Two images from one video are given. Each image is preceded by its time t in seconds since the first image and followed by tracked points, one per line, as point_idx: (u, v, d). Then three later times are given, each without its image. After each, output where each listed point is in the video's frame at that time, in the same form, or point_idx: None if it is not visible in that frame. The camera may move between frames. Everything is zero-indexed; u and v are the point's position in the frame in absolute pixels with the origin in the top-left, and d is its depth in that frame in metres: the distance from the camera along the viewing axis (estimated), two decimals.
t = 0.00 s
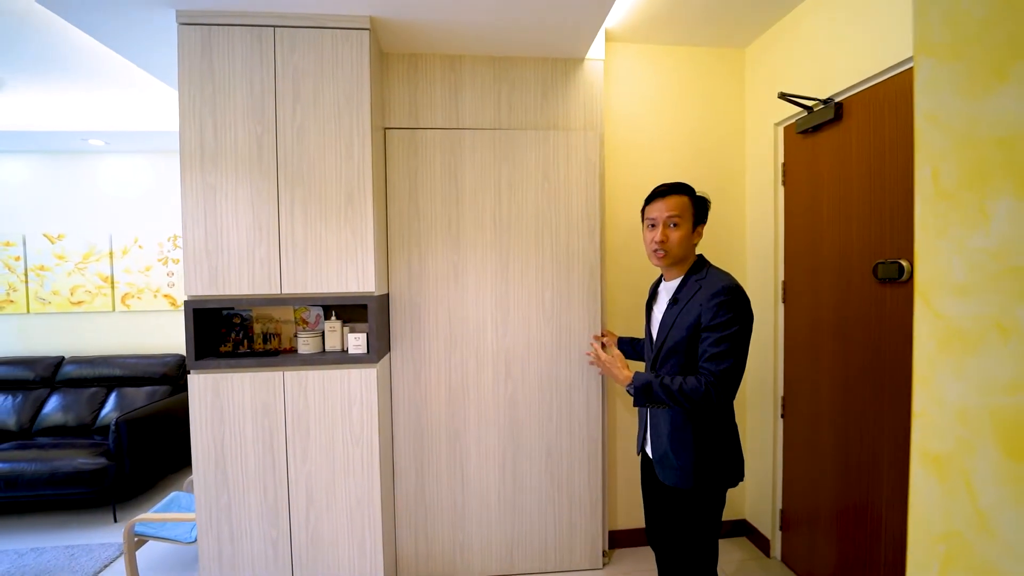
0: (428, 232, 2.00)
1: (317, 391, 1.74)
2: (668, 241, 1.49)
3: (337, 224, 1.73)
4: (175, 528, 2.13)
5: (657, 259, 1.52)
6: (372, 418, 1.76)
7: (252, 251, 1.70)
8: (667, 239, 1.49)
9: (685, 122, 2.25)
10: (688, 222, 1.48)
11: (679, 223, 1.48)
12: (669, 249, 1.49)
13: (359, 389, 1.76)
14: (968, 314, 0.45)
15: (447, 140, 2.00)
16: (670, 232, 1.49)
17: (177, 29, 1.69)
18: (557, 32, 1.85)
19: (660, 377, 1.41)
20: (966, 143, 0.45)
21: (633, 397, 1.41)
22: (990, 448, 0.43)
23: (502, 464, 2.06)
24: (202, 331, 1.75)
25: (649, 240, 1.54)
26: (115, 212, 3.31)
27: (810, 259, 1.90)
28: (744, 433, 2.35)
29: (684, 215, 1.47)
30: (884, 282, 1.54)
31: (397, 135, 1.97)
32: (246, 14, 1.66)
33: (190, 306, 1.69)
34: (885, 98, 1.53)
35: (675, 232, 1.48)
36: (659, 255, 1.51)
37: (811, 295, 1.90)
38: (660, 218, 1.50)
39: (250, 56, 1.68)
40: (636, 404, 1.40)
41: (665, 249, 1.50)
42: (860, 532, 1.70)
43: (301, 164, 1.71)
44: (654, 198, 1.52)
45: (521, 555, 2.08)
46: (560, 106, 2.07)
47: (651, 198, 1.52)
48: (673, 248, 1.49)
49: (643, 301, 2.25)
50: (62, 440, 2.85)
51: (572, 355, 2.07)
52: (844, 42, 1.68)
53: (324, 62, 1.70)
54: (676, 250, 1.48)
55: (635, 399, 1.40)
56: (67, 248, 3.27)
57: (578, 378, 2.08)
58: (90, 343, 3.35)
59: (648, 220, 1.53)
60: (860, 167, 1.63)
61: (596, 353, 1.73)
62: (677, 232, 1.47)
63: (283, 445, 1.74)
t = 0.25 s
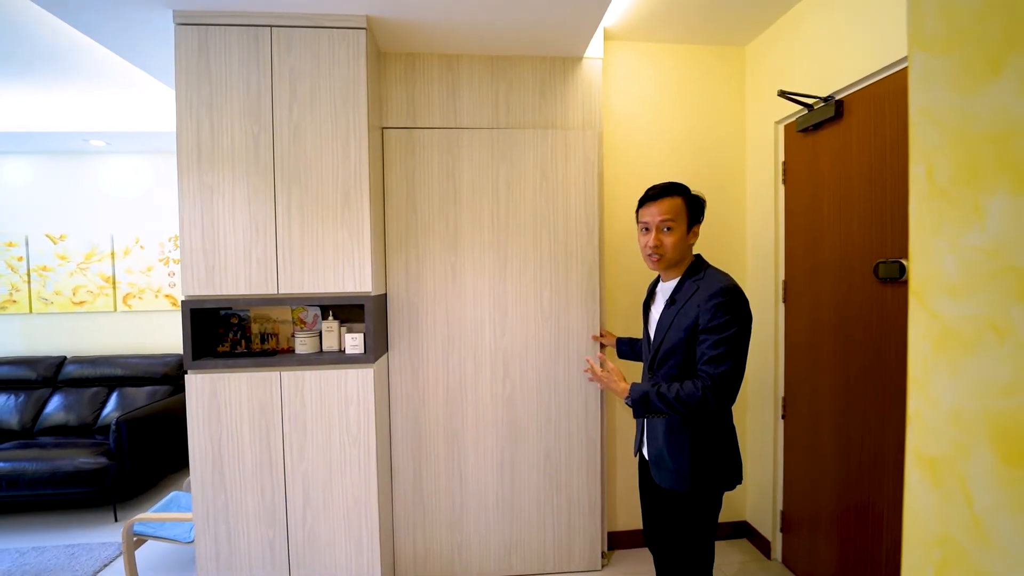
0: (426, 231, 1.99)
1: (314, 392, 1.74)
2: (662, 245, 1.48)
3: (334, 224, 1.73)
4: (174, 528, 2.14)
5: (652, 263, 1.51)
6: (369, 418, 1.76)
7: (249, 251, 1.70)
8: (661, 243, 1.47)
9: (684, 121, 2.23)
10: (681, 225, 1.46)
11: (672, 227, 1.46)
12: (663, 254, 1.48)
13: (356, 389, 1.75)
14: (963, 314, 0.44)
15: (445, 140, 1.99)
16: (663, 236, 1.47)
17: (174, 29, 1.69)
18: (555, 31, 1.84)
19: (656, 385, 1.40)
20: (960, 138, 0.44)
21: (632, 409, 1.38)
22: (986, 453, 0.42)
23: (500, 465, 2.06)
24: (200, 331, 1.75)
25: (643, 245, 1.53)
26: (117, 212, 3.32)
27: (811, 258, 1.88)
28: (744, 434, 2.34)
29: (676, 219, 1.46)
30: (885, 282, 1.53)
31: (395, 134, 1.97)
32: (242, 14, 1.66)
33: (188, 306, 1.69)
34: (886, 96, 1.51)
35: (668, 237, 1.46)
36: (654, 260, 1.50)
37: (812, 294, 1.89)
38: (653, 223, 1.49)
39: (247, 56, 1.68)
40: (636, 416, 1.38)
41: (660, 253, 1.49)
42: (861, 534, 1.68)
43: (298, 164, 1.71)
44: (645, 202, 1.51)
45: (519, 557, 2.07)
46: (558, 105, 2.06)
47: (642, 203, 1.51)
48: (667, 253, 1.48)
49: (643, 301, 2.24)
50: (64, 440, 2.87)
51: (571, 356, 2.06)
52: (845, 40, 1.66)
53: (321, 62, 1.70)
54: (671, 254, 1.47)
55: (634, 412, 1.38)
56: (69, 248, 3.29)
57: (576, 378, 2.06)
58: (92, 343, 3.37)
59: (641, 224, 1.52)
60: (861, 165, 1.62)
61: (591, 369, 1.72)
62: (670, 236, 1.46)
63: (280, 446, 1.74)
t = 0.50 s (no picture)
0: (425, 231, 1.99)
1: (312, 392, 1.74)
2: (660, 242, 1.47)
3: (332, 224, 1.72)
4: (175, 528, 2.14)
5: (650, 260, 1.49)
6: (367, 418, 1.75)
7: (247, 251, 1.70)
8: (659, 240, 1.46)
9: (684, 120, 2.22)
10: (680, 222, 1.46)
11: (671, 224, 1.45)
12: (662, 250, 1.47)
13: (355, 389, 1.75)
14: (960, 315, 0.43)
15: (444, 140, 1.99)
16: (661, 233, 1.46)
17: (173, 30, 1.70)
18: (554, 30, 1.83)
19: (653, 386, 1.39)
20: (957, 134, 0.43)
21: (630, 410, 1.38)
22: (983, 455, 0.41)
23: (499, 465, 2.05)
24: (198, 331, 1.75)
25: (640, 242, 1.51)
26: (119, 213, 3.34)
27: (812, 258, 1.87)
28: (745, 435, 2.32)
29: (676, 215, 1.45)
30: (886, 281, 1.51)
31: (393, 134, 1.97)
32: (240, 14, 1.66)
33: (186, 306, 1.69)
34: (887, 94, 1.50)
35: (666, 234, 1.45)
36: (651, 257, 1.48)
37: (813, 294, 1.87)
38: (651, 219, 1.48)
39: (245, 56, 1.68)
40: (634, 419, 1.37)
41: (657, 250, 1.47)
42: (862, 536, 1.66)
43: (296, 164, 1.71)
44: (644, 199, 1.50)
45: (518, 558, 2.07)
46: (557, 104, 2.05)
47: (641, 199, 1.50)
48: (666, 249, 1.46)
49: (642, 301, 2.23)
50: (67, 439, 2.88)
51: (570, 356, 2.05)
52: (846, 37, 1.64)
53: (318, 62, 1.70)
54: (670, 251, 1.46)
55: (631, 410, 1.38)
56: (72, 249, 3.31)
57: (575, 379, 2.06)
58: (95, 343, 3.38)
59: (639, 221, 1.51)
60: (862, 164, 1.60)
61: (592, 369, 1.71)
62: (669, 233, 1.44)
63: (279, 446, 1.74)
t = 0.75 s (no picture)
0: (425, 231, 1.98)
1: (311, 392, 1.74)
2: (655, 244, 1.46)
3: (331, 223, 1.72)
4: (177, 526, 2.15)
5: (646, 262, 1.48)
6: (367, 419, 1.75)
7: (247, 251, 1.70)
8: (654, 242, 1.45)
9: (686, 118, 2.20)
10: (675, 223, 1.44)
11: (666, 226, 1.44)
12: (657, 253, 1.46)
13: (354, 389, 1.75)
14: (960, 316, 0.42)
15: (444, 139, 1.98)
16: (657, 235, 1.45)
17: (174, 30, 1.70)
18: (555, 28, 1.82)
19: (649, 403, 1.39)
20: (957, 131, 0.41)
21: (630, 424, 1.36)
22: (984, 462, 0.40)
23: (500, 466, 2.04)
24: (199, 331, 1.75)
25: (637, 243, 1.51)
26: (124, 213, 3.36)
27: (816, 258, 1.84)
28: (748, 437, 2.30)
29: (671, 217, 1.43)
30: (891, 282, 1.49)
31: (394, 134, 1.96)
32: (240, 14, 1.66)
33: (187, 306, 1.70)
34: (892, 91, 1.48)
35: (661, 236, 1.44)
36: (647, 259, 1.48)
37: (817, 294, 1.85)
38: (647, 221, 1.47)
39: (245, 57, 1.68)
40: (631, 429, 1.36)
41: (653, 252, 1.47)
42: (866, 540, 1.64)
43: (296, 164, 1.71)
44: (639, 202, 1.48)
45: (518, 559, 2.06)
46: (558, 103, 2.04)
47: (637, 202, 1.48)
48: (661, 253, 1.45)
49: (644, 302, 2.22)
50: (72, 438, 2.90)
51: (571, 357, 2.04)
52: (851, 34, 1.61)
53: (318, 62, 1.70)
54: (665, 253, 1.45)
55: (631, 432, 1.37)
56: (77, 248, 3.33)
57: (576, 380, 2.04)
58: (100, 342, 3.41)
59: (636, 223, 1.50)
60: (867, 163, 1.58)
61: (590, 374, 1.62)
62: (663, 235, 1.43)
63: (279, 445, 1.74)
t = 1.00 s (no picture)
0: (426, 230, 1.98)
1: (311, 392, 1.74)
2: (657, 241, 1.44)
3: (332, 223, 1.72)
4: (180, 525, 2.16)
5: (646, 260, 1.46)
6: (367, 418, 1.75)
7: (248, 251, 1.71)
8: (656, 239, 1.44)
9: (689, 117, 2.18)
10: (677, 221, 1.43)
11: (668, 223, 1.42)
12: (658, 250, 1.44)
13: (354, 389, 1.75)
14: (962, 318, 0.41)
15: (445, 138, 1.98)
16: (658, 232, 1.44)
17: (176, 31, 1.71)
18: (556, 27, 1.81)
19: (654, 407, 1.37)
20: (959, 127, 0.40)
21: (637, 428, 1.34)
22: (986, 468, 0.38)
23: (501, 466, 2.03)
24: (200, 330, 1.76)
25: (637, 240, 1.48)
26: (130, 213, 3.39)
27: (820, 258, 1.82)
28: (752, 438, 2.28)
29: (673, 214, 1.42)
30: (896, 282, 1.46)
31: (395, 133, 1.96)
32: (241, 15, 1.67)
33: (188, 306, 1.71)
34: (897, 89, 1.45)
35: (663, 233, 1.43)
36: (648, 256, 1.45)
37: (821, 295, 1.83)
38: (649, 218, 1.45)
39: (246, 57, 1.68)
40: (637, 430, 1.34)
41: (654, 249, 1.44)
42: (871, 544, 1.62)
43: (297, 164, 1.71)
44: (643, 197, 1.47)
45: (519, 560, 2.05)
46: (560, 102, 2.03)
47: (640, 197, 1.47)
48: (662, 249, 1.44)
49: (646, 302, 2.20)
50: (77, 436, 2.93)
51: (572, 357, 2.03)
52: (856, 31, 1.59)
53: (318, 62, 1.70)
54: (667, 250, 1.43)
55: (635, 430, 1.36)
56: (83, 248, 3.36)
57: (578, 380, 2.03)
58: (106, 341, 3.44)
59: (636, 220, 1.48)
60: (872, 162, 1.55)
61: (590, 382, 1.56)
62: (665, 232, 1.42)
63: (280, 445, 1.74)
